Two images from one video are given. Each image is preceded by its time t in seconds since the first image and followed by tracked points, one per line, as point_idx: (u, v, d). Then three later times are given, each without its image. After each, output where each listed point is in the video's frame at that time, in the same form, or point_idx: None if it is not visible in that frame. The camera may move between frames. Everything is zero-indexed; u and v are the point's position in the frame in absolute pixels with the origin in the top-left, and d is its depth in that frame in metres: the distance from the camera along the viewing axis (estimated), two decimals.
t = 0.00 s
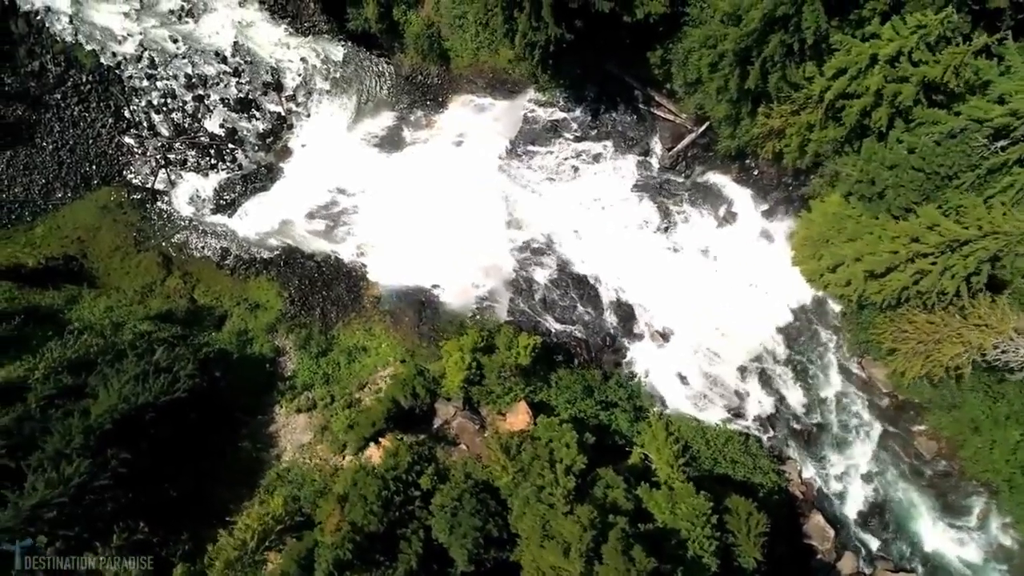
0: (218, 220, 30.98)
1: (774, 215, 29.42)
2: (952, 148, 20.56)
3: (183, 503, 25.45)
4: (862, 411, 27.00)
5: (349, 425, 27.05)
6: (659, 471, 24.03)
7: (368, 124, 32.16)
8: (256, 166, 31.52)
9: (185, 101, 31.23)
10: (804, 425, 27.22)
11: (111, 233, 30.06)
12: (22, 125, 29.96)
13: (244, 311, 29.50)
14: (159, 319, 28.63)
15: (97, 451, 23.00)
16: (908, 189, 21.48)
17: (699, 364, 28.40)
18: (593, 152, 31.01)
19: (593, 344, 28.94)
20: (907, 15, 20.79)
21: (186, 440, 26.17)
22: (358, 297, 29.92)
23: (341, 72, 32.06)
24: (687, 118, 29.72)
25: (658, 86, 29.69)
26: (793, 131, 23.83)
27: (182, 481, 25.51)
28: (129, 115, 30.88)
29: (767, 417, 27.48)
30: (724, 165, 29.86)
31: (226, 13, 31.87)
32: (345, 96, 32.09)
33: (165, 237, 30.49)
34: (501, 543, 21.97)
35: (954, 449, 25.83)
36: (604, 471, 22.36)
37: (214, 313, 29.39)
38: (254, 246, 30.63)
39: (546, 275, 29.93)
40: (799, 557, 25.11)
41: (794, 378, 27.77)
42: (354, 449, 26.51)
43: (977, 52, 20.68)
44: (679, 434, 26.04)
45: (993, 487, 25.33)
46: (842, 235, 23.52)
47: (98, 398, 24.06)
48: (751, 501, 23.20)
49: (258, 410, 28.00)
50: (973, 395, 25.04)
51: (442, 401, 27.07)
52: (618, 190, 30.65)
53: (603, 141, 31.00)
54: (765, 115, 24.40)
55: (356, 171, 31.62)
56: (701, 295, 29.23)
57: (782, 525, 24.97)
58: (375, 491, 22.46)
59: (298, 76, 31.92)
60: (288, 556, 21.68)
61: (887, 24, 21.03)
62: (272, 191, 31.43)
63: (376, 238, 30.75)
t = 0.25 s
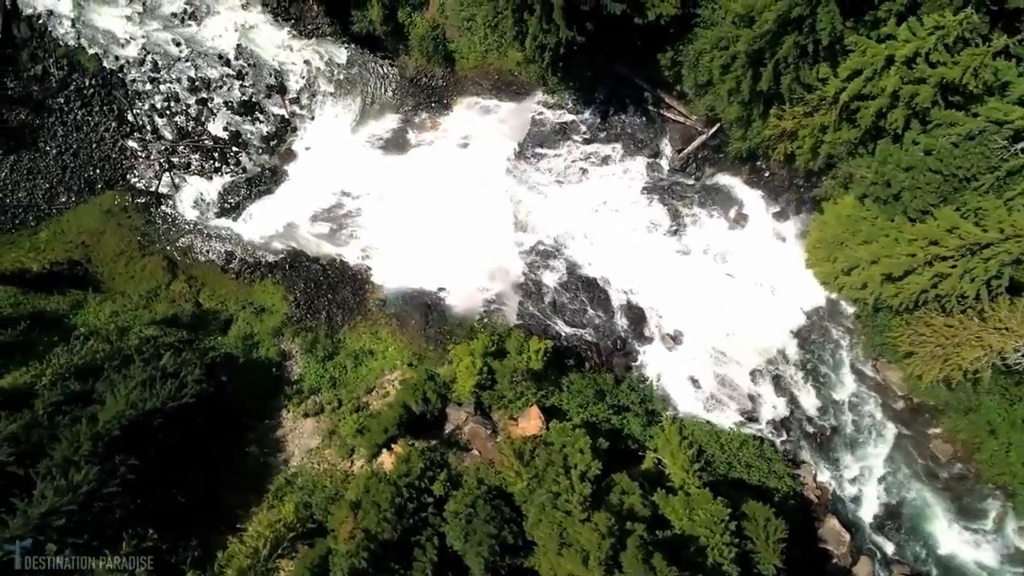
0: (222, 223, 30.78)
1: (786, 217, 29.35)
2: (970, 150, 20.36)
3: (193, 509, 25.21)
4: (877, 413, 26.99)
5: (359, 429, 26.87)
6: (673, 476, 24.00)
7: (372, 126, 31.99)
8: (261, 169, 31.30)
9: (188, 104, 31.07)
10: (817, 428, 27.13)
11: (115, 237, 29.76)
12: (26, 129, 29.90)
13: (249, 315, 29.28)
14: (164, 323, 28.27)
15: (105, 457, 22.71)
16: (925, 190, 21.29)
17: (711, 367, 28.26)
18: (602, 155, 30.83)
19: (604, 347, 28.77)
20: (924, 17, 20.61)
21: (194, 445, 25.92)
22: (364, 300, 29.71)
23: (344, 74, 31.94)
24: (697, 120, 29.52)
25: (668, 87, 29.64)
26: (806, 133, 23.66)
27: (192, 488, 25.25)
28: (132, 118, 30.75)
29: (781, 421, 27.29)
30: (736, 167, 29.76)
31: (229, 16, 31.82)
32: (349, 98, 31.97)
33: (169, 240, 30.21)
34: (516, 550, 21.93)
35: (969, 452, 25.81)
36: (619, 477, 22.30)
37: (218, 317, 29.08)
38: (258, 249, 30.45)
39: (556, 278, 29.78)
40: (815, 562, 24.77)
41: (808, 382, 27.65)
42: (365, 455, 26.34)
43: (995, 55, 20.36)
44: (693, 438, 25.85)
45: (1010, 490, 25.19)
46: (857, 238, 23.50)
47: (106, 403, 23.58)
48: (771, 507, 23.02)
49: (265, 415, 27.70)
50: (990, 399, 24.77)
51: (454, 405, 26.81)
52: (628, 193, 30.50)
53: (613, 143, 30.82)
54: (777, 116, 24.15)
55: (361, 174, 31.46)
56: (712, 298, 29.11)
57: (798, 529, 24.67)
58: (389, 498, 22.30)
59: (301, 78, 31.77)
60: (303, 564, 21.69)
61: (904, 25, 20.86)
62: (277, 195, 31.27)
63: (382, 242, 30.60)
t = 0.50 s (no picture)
0: (227, 227, 30.54)
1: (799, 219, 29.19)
2: (992, 152, 20.15)
3: (202, 517, 24.90)
4: (894, 415, 26.79)
5: (369, 434, 26.72)
6: (689, 481, 23.92)
7: (377, 128, 31.78)
8: (266, 173, 31.13)
9: (192, 108, 30.84)
10: (833, 432, 26.99)
11: (121, 242, 29.55)
12: (30, 133, 29.61)
13: (256, 319, 29.11)
14: (171, 328, 28.05)
15: (114, 465, 22.41)
16: (945, 193, 21.09)
17: (724, 370, 28.11)
18: (614, 157, 30.66)
19: (615, 351, 28.55)
20: (943, 18, 20.65)
21: (203, 452, 25.73)
22: (371, 304, 29.50)
23: (348, 76, 31.68)
24: (709, 122, 29.39)
25: (679, 89, 29.43)
26: (821, 135, 23.41)
27: (201, 494, 25.13)
28: (135, 122, 30.47)
29: (797, 425, 27.22)
30: (748, 169, 29.50)
31: (233, 18, 31.62)
32: (353, 99, 31.71)
33: (175, 244, 29.99)
34: (532, 558, 21.71)
35: (987, 455, 25.50)
36: (636, 483, 22.22)
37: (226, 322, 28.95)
38: (264, 253, 30.25)
39: (566, 282, 29.54)
40: (834, 567, 24.67)
41: (825, 387, 27.48)
42: (377, 460, 26.23)
43: (1019, 55, 20.35)
44: (708, 443, 25.93)
45: None
46: (874, 240, 23.44)
47: (115, 409, 23.47)
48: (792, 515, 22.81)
49: (274, 420, 27.39)
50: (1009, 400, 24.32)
51: (466, 411, 26.30)
52: (639, 195, 30.29)
53: (625, 145, 30.63)
54: (790, 118, 23.88)
55: (367, 177, 31.25)
56: (724, 301, 28.88)
57: (815, 534, 24.65)
58: (403, 505, 22.10)
59: (306, 81, 31.60)
60: (317, 572, 21.68)
61: (922, 26, 20.86)
62: (282, 198, 31.05)
63: (389, 245, 30.37)
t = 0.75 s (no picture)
0: (232, 230, 30.38)
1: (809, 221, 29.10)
2: (1009, 153, 20.07)
3: (209, 524, 24.58)
4: (909, 417, 26.83)
5: (377, 438, 26.64)
6: (704, 486, 23.94)
7: (381, 130, 31.64)
8: (270, 176, 30.95)
9: (195, 110, 30.60)
10: (848, 435, 26.91)
11: (125, 245, 29.38)
12: (33, 137, 29.24)
13: (261, 323, 28.93)
14: (176, 332, 27.89)
15: (122, 471, 22.14)
16: (962, 195, 20.94)
17: (735, 372, 28.00)
18: (623, 159, 30.45)
19: (625, 353, 28.37)
20: (960, 18, 20.56)
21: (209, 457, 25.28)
22: (376, 306, 29.38)
23: (352, 79, 31.44)
24: (720, 123, 29.16)
25: (688, 91, 29.28)
26: (834, 136, 23.24)
27: (208, 501, 24.67)
28: (139, 126, 30.21)
29: (812, 428, 27.14)
30: (758, 171, 29.41)
31: (236, 21, 31.09)
32: (357, 100, 31.48)
33: (179, 248, 29.83)
34: (547, 564, 21.47)
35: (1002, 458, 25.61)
36: (651, 488, 22.16)
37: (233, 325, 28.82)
38: (268, 255, 30.09)
39: (575, 284, 29.38)
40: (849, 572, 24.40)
41: (840, 390, 27.45)
42: (387, 465, 26.12)
43: None
44: (722, 447, 25.80)
45: None
46: (889, 242, 23.30)
47: (121, 414, 23.24)
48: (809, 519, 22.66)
49: (281, 424, 27.23)
50: None
51: (477, 415, 26.04)
52: (649, 197, 30.09)
53: (635, 147, 30.45)
54: (802, 118, 23.69)
55: (372, 180, 31.09)
56: (734, 303, 28.74)
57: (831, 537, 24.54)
58: (416, 511, 21.96)
59: (309, 84, 31.31)
60: None
61: (938, 27, 20.77)
62: (287, 201, 30.88)
63: (395, 247, 30.21)
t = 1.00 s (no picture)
0: (238, 233, 30.02)
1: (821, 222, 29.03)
2: None
3: (219, 530, 24.43)
4: (925, 420, 26.71)
5: (387, 442, 26.31)
6: (721, 490, 23.68)
7: (386, 132, 31.50)
8: (275, 178, 30.65)
9: (200, 113, 30.56)
10: (864, 439, 26.68)
11: (130, 249, 28.99)
12: (37, 141, 29.13)
13: (268, 326, 28.39)
14: (183, 337, 27.28)
15: (132, 477, 21.85)
16: (982, 196, 20.79)
17: (749, 375, 27.78)
18: (634, 161, 30.32)
19: (638, 357, 27.99)
20: (980, 18, 20.33)
21: (218, 462, 25.12)
22: (383, 309, 28.99)
23: (357, 81, 31.47)
24: (732, 124, 29.03)
25: (700, 92, 29.16)
26: (849, 137, 23.18)
27: (217, 506, 24.55)
28: (143, 129, 30.13)
29: (829, 431, 26.83)
30: (770, 170, 29.34)
31: (239, 24, 31.27)
32: (362, 104, 31.50)
33: (184, 251, 29.45)
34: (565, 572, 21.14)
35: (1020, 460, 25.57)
36: (669, 493, 22.14)
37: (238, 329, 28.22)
38: (274, 258, 29.70)
39: (587, 287, 29.12)
40: None
41: (856, 393, 27.29)
42: (398, 470, 25.90)
43: None
44: (738, 451, 25.51)
45: None
46: (907, 244, 23.16)
47: (130, 420, 22.97)
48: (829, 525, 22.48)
49: (290, 429, 26.81)
50: None
51: (490, 420, 25.69)
52: (660, 199, 29.92)
53: (645, 149, 30.31)
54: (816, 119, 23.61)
55: (378, 182, 30.84)
56: (746, 304, 28.59)
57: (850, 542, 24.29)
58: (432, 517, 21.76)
59: (314, 86, 31.27)
60: None
61: (958, 27, 20.56)
62: (292, 204, 30.58)
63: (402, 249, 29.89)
